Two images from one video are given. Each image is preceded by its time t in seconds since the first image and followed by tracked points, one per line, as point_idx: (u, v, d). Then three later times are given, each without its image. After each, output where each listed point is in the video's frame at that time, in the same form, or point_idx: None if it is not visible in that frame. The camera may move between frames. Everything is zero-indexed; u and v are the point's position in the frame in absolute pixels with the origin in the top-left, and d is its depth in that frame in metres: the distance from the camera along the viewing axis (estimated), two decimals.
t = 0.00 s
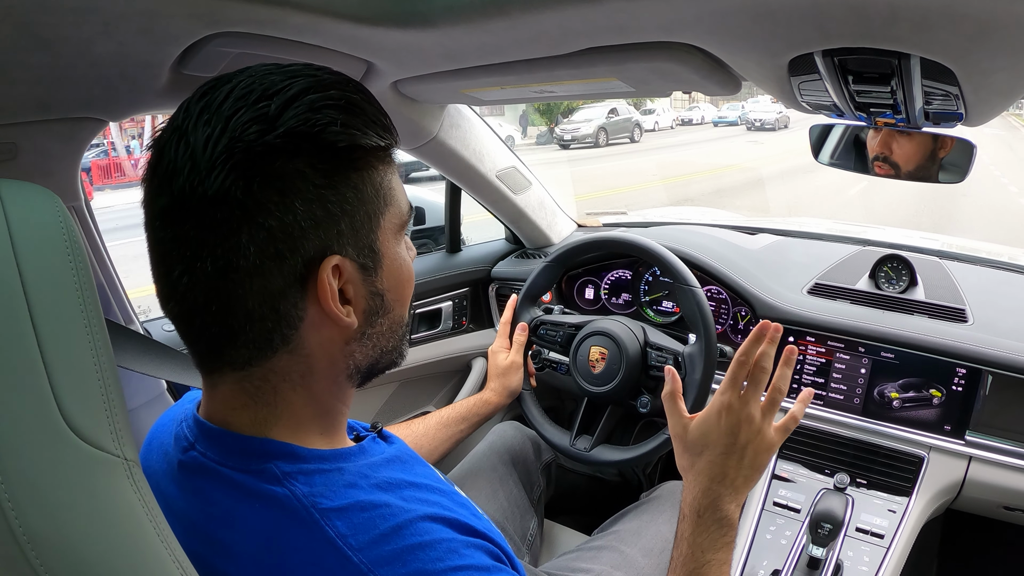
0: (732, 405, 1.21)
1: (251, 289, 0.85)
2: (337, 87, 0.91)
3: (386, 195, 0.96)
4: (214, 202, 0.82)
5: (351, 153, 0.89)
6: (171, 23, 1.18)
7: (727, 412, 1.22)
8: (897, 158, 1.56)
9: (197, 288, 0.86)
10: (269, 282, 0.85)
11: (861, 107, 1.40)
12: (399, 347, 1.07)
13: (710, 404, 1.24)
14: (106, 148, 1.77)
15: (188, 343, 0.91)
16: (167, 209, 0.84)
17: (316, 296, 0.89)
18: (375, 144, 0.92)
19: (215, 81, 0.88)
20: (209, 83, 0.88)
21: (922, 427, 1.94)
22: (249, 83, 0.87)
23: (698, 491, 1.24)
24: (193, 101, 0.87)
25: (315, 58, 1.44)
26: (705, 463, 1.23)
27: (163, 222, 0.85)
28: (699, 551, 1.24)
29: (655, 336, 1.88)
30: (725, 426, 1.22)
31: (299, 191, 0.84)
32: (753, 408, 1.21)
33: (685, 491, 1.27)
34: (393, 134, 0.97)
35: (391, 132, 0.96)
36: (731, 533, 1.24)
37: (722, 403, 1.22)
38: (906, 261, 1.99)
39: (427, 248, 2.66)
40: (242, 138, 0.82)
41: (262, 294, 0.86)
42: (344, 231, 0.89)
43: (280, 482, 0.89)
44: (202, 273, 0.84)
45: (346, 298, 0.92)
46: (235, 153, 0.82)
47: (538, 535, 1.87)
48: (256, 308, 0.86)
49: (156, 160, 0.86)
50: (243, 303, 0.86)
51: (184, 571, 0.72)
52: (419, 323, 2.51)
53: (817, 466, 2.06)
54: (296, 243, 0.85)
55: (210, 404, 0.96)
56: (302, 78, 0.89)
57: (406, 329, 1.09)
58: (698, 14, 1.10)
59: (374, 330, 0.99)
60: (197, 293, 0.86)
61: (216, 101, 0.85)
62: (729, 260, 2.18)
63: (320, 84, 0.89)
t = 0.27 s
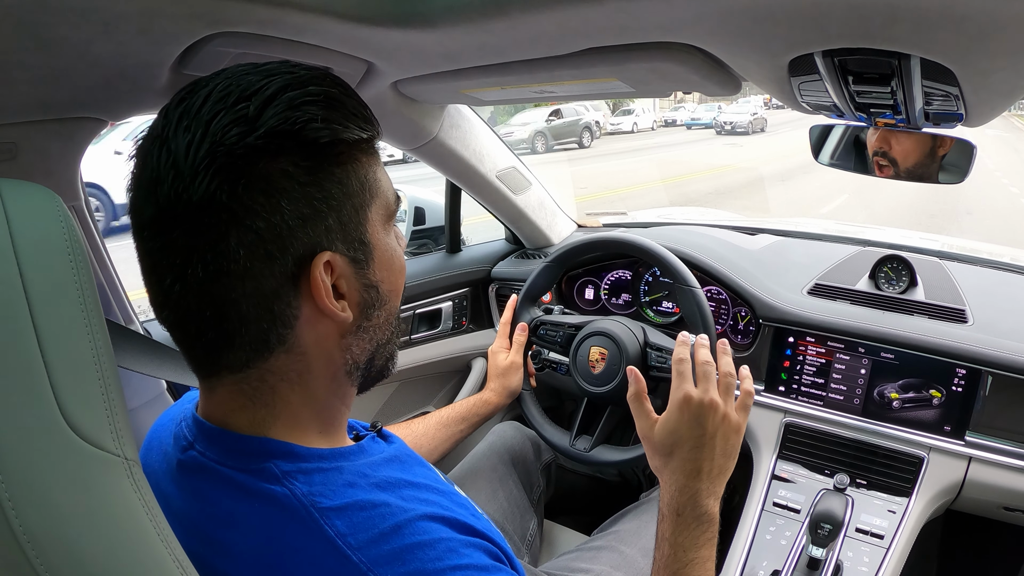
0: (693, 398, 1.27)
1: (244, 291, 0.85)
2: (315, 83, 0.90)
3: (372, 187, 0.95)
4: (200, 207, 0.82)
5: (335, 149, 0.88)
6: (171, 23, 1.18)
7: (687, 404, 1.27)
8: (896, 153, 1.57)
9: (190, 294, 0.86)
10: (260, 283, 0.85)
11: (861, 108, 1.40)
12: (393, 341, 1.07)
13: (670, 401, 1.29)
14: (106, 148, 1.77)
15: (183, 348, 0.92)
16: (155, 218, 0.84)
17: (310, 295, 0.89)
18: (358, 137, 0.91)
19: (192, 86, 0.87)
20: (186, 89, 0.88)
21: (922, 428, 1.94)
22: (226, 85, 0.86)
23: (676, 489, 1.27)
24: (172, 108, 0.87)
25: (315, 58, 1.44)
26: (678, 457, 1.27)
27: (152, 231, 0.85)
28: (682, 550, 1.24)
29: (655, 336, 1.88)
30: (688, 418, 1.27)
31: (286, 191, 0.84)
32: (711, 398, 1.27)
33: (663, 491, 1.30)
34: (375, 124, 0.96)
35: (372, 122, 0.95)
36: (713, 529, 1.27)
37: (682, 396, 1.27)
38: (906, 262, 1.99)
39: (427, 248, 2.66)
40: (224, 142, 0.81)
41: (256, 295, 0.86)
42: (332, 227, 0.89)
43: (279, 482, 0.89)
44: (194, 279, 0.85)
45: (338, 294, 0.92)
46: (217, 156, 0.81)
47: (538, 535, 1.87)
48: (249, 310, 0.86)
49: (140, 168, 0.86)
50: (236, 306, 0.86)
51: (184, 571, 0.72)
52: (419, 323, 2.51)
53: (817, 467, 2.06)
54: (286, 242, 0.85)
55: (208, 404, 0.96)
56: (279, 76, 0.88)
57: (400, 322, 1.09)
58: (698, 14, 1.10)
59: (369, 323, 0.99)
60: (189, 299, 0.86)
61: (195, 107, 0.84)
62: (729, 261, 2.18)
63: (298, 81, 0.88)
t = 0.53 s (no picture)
0: (683, 399, 1.27)
1: (240, 293, 0.85)
2: (306, 81, 0.89)
3: (366, 185, 0.95)
4: (195, 211, 0.82)
5: (328, 147, 0.88)
6: (172, 23, 1.18)
7: (677, 405, 1.28)
8: (898, 151, 1.56)
9: (187, 296, 0.86)
10: (257, 285, 0.85)
11: (861, 108, 1.40)
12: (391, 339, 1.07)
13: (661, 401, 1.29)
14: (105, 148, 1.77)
15: (181, 352, 0.92)
16: (149, 222, 0.84)
17: (306, 295, 0.89)
18: (350, 135, 0.91)
19: (182, 88, 0.87)
20: (175, 91, 0.88)
21: (922, 428, 1.94)
22: (217, 86, 0.85)
23: (669, 490, 1.27)
24: (161, 110, 0.86)
25: (315, 58, 1.44)
26: (670, 459, 1.28)
27: (147, 235, 0.85)
28: (676, 552, 1.24)
29: (655, 336, 1.88)
30: (678, 419, 1.27)
31: (279, 191, 0.84)
32: (703, 397, 1.27)
33: (657, 492, 1.30)
34: (367, 121, 0.96)
35: (364, 120, 0.95)
36: (707, 529, 1.27)
37: (673, 397, 1.28)
38: (906, 262, 1.99)
39: (427, 248, 2.67)
40: (216, 144, 0.81)
41: (252, 297, 0.86)
42: (327, 226, 0.89)
43: (279, 482, 0.89)
44: (190, 281, 0.85)
45: (336, 293, 0.92)
46: (210, 159, 0.81)
47: (538, 535, 1.87)
48: (246, 312, 0.86)
49: (132, 173, 0.86)
50: (233, 308, 0.86)
51: (184, 571, 0.72)
52: (419, 323, 2.51)
53: (817, 467, 2.06)
54: (281, 243, 0.85)
55: (207, 405, 0.96)
56: (270, 75, 0.87)
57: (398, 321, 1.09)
58: (698, 15, 1.10)
59: (367, 322, 0.99)
60: (186, 302, 0.86)
61: (185, 108, 0.84)
62: (729, 261, 2.18)
63: (289, 79, 0.88)
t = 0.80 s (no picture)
0: (683, 401, 1.25)
1: (236, 297, 0.85)
2: (297, 82, 0.89)
3: (361, 185, 0.94)
4: (187, 216, 0.82)
5: (320, 147, 0.87)
6: (171, 24, 1.18)
7: (677, 407, 1.25)
8: (898, 151, 1.56)
9: (182, 301, 0.86)
10: (251, 289, 0.85)
11: (861, 108, 1.40)
12: (390, 338, 1.06)
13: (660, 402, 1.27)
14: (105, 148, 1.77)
15: (178, 356, 0.92)
16: (143, 228, 0.85)
17: (301, 297, 0.89)
18: (343, 135, 0.90)
19: (173, 91, 0.87)
20: (167, 94, 0.87)
21: (923, 429, 1.94)
22: (207, 89, 0.85)
23: (668, 492, 1.27)
24: (153, 114, 0.86)
25: (315, 59, 1.44)
26: (668, 462, 1.27)
27: (142, 240, 0.85)
28: (677, 552, 1.25)
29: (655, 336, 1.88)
30: (678, 421, 1.25)
31: (272, 193, 0.84)
32: (703, 400, 1.25)
33: (656, 493, 1.30)
34: (361, 120, 0.96)
35: (357, 119, 0.94)
36: (707, 529, 1.27)
37: (672, 399, 1.25)
38: (906, 262, 1.99)
39: (427, 249, 2.67)
40: (206, 148, 0.81)
41: (247, 301, 0.86)
42: (321, 228, 0.88)
43: (278, 484, 0.89)
44: (184, 286, 0.85)
45: (332, 294, 0.92)
46: (201, 164, 0.81)
47: (538, 536, 1.87)
48: (241, 316, 0.86)
49: (126, 178, 0.86)
50: (228, 313, 0.86)
51: (184, 572, 0.72)
52: (419, 324, 2.51)
53: (817, 467, 2.06)
54: (275, 246, 0.85)
55: (206, 407, 0.96)
56: (260, 77, 0.87)
57: (397, 320, 1.08)
58: (698, 16, 1.10)
59: (364, 322, 0.98)
60: (181, 306, 0.86)
61: (176, 112, 0.84)
62: (729, 261, 2.18)
63: (279, 81, 0.87)
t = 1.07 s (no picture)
0: (658, 400, 1.24)
1: (237, 296, 0.85)
2: (301, 82, 0.89)
3: (364, 185, 0.94)
4: (190, 215, 0.82)
5: (323, 148, 0.87)
6: (171, 23, 1.18)
7: (654, 407, 1.24)
8: (896, 152, 1.56)
9: (183, 299, 0.86)
10: (252, 288, 0.85)
11: (861, 107, 1.40)
12: (391, 338, 1.06)
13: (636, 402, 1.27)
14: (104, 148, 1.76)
15: (181, 354, 0.92)
16: (146, 226, 0.85)
17: (302, 297, 0.89)
18: (347, 135, 0.90)
19: (177, 90, 0.87)
20: (171, 93, 0.87)
21: (923, 428, 1.94)
22: (211, 89, 0.85)
23: (651, 492, 1.27)
24: (157, 113, 0.86)
25: (315, 58, 1.44)
26: (649, 461, 1.27)
27: (144, 239, 0.86)
28: (663, 551, 1.26)
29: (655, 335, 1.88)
30: (656, 421, 1.25)
31: (274, 194, 0.83)
32: (680, 398, 1.24)
33: (640, 492, 1.30)
34: (366, 120, 0.96)
35: (362, 119, 0.94)
36: (694, 526, 1.28)
37: (647, 399, 1.24)
38: (906, 261, 1.99)
39: (427, 248, 2.67)
40: (209, 148, 0.81)
41: (248, 300, 0.86)
42: (323, 228, 0.88)
43: (279, 482, 0.89)
44: (186, 285, 0.85)
45: (333, 295, 0.92)
46: (204, 164, 0.81)
47: (538, 534, 1.87)
48: (243, 315, 0.86)
49: (128, 177, 0.86)
50: (229, 312, 0.86)
51: (184, 571, 0.72)
52: (419, 323, 2.51)
53: (817, 466, 2.06)
54: (276, 246, 0.85)
55: (207, 405, 0.96)
56: (265, 77, 0.87)
57: (398, 320, 1.08)
58: (698, 14, 1.10)
59: (366, 323, 0.98)
60: (183, 305, 0.86)
61: (179, 112, 0.84)
62: (729, 260, 2.18)
63: (284, 81, 0.87)
